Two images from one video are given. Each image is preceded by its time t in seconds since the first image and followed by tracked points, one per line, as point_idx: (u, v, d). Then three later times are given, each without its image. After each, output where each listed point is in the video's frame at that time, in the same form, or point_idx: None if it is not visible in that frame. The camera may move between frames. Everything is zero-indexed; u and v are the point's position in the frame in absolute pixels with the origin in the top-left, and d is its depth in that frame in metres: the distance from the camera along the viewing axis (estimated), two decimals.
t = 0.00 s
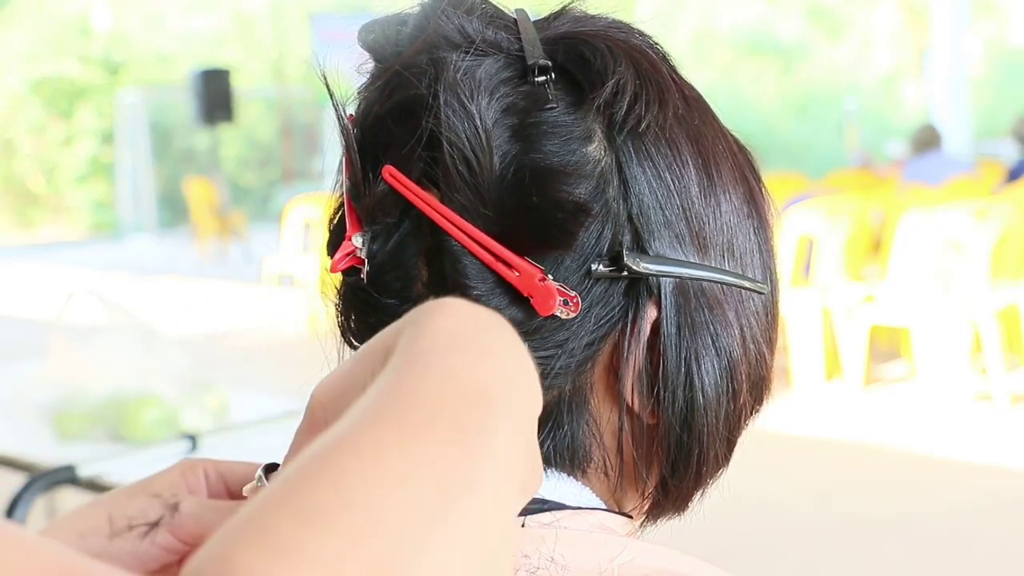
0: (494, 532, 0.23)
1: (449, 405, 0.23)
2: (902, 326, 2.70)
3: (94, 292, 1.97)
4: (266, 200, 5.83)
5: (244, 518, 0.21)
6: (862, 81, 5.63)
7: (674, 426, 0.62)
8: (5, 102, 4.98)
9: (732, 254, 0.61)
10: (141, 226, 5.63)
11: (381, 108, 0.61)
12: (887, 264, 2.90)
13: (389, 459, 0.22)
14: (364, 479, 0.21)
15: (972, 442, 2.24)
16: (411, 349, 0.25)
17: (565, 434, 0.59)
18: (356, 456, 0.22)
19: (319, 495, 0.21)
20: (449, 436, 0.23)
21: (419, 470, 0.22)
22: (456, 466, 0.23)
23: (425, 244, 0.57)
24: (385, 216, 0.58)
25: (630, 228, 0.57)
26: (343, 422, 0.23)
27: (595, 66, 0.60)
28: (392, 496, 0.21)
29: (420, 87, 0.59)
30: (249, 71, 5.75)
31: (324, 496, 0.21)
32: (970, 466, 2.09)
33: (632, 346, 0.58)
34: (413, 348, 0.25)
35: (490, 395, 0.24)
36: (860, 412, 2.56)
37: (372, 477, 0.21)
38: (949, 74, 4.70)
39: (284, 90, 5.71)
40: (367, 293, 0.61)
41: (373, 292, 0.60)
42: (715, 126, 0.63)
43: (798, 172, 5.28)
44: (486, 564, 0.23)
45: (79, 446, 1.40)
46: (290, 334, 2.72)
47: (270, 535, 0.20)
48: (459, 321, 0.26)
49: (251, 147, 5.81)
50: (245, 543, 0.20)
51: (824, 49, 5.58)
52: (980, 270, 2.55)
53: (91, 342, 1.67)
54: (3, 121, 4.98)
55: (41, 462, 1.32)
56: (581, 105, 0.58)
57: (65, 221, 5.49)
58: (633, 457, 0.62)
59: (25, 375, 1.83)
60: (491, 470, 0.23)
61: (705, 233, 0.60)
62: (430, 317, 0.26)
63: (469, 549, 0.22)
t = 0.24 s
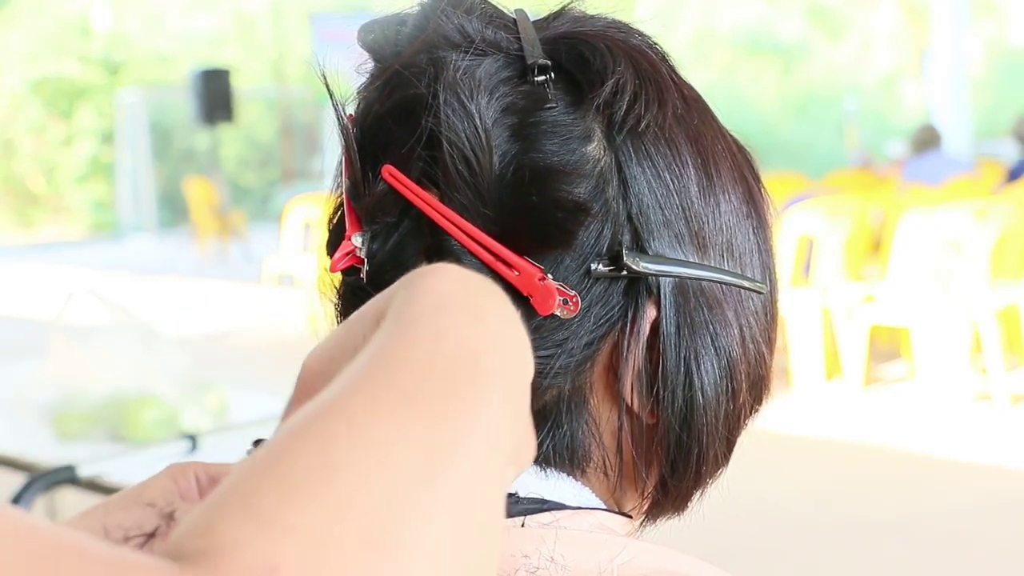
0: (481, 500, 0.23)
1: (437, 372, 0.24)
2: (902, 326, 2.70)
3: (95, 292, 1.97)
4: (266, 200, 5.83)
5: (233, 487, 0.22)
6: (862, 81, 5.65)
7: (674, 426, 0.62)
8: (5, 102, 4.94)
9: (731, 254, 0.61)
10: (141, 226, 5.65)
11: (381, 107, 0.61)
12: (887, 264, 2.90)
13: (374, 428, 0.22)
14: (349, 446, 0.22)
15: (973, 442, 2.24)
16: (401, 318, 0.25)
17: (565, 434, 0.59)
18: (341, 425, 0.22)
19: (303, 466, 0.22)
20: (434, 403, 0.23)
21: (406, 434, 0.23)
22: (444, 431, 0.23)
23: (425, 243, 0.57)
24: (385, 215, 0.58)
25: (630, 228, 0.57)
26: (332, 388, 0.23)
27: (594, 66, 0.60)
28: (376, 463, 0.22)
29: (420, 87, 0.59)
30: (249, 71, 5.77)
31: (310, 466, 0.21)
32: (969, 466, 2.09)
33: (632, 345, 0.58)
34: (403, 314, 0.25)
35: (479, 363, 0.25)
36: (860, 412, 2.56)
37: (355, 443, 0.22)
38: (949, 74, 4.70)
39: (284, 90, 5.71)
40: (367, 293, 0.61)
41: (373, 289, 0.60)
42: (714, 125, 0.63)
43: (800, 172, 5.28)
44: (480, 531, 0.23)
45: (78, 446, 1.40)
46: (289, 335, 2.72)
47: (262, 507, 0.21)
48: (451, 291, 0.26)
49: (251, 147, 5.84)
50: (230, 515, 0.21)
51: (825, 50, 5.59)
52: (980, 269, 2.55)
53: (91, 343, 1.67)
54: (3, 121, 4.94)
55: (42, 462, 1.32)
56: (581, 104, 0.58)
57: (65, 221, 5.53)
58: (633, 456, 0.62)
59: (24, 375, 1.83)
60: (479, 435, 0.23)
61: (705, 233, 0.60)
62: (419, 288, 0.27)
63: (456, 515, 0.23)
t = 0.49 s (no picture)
0: (481, 482, 0.23)
1: (443, 347, 0.24)
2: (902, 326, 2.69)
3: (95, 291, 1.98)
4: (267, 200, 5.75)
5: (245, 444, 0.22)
6: (861, 81, 5.61)
7: (674, 426, 0.61)
8: (6, 102, 5.40)
9: (731, 254, 0.62)
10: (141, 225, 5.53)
11: (381, 107, 0.61)
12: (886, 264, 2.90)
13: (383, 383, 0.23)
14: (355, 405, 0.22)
15: (976, 442, 2.23)
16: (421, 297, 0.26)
17: (564, 434, 0.60)
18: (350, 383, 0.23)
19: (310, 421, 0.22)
20: (441, 376, 0.24)
21: (415, 398, 0.23)
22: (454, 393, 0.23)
23: (424, 244, 0.57)
24: (385, 215, 0.58)
25: (630, 228, 0.57)
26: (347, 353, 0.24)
27: (594, 67, 0.60)
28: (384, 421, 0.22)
29: (420, 87, 0.59)
30: (250, 71, 5.81)
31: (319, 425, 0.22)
32: (969, 466, 2.09)
33: (631, 345, 0.58)
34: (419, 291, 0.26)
35: (488, 343, 0.25)
36: (860, 412, 2.56)
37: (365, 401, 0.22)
38: (951, 74, 4.65)
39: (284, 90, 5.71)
40: (367, 292, 0.61)
41: (373, 289, 0.60)
42: (714, 126, 0.63)
43: (798, 172, 5.30)
44: (485, 510, 0.23)
45: (77, 445, 1.40)
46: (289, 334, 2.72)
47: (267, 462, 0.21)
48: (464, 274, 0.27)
49: (251, 147, 5.77)
50: (239, 476, 0.21)
51: (825, 49, 5.57)
52: (977, 269, 2.57)
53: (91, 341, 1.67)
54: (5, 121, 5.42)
55: (42, 463, 1.33)
56: (580, 105, 0.58)
57: (65, 222, 5.66)
58: (633, 456, 0.63)
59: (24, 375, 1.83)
60: (485, 410, 0.24)
61: (704, 233, 0.60)
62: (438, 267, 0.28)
63: (456, 493, 0.22)
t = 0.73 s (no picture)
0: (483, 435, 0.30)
1: (453, 331, 0.32)
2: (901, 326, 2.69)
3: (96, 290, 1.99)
4: (267, 200, 5.75)
5: (266, 412, 0.29)
6: (862, 82, 5.59)
7: (673, 425, 0.61)
8: (7, 102, 5.64)
9: (730, 253, 0.62)
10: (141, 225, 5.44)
11: (379, 107, 0.61)
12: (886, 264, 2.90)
13: (382, 360, 0.30)
14: (361, 377, 0.29)
15: (978, 442, 2.23)
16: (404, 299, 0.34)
17: (564, 433, 0.60)
18: (355, 362, 0.30)
19: (323, 393, 0.28)
20: (447, 352, 0.31)
21: (415, 369, 0.30)
22: (442, 368, 0.30)
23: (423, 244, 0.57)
24: (384, 216, 0.58)
25: (628, 228, 0.57)
26: (345, 343, 0.31)
27: (593, 67, 0.60)
28: (381, 388, 0.29)
29: (418, 88, 0.59)
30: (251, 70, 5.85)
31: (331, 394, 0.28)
32: (968, 466, 2.10)
33: (630, 345, 0.58)
34: (402, 295, 0.34)
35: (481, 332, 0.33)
36: (860, 412, 2.56)
37: (366, 374, 0.29)
38: (949, 73, 4.69)
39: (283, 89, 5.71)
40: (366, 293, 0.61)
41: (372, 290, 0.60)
42: (712, 125, 0.63)
43: (798, 171, 5.30)
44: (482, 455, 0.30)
45: (75, 445, 1.42)
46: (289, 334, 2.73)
47: (289, 423, 0.28)
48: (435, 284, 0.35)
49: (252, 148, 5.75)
50: (296, 413, 0.28)
51: (824, 49, 5.56)
52: (977, 269, 2.56)
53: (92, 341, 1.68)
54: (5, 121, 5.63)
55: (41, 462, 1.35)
56: (579, 105, 0.58)
57: (65, 222, 5.63)
58: (632, 455, 0.63)
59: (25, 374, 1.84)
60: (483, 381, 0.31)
61: (703, 233, 0.60)
62: (414, 280, 0.35)
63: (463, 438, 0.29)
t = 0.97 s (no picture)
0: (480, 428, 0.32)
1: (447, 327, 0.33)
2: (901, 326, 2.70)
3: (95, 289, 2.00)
4: (267, 200, 5.76)
5: (267, 408, 0.30)
6: (861, 81, 5.61)
7: (672, 424, 0.61)
8: (7, 102, 5.64)
9: (730, 253, 0.62)
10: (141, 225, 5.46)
11: (380, 106, 0.61)
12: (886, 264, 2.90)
13: (384, 358, 0.31)
14: (362, 375, 0.30)
15: (979, 442, 2.23)
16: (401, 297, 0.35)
17: (564, 433, 0.60)
18: (352, 361, 0.31)
19: (324, 388, 0.30)
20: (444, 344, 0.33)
21: (416, 367, 0.31)
22: (440, 367, 0.32)
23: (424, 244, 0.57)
24: (385, 214, 0.58)
25: (629, 227, 0.57)
26: (344, 340, 0.32)
27: (593, 66, 0.60)
28: (382, 385, 0.30)
29: (420, 86, 0.59)
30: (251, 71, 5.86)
31: (333, 390, 0.30)
32: (969, 466, 2.09)
33: (630, 344, 0.58)
34: (399, 294, 0.35)
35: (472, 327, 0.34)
36: (860, 412, 2.56)
37: (365, 371, 0.31)
38: (949, 73, 4.70)
39: (284, 89, 5.70)
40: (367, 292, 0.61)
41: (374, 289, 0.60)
42: (712, 125, 0.63)
43: (798, 172, 5.30)
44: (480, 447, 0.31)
45: (75, 444, 1.43)
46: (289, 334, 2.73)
47: (289, 419, 0.29)
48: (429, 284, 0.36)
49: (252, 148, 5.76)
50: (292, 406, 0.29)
51: (824, 49, 5.58)
52: (977, 269, 2.56)
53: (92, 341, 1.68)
54: (6, 121, 5.63)
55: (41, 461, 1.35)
56: (579, 104, 0.58)
57: (65, 222, 5.65)
58: (633, 454, 0.63)
59: (24, 373, 1.84)
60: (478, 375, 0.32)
61: (704, 233, 0.60)
62: (410, 281, 0.37)
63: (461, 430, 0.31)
